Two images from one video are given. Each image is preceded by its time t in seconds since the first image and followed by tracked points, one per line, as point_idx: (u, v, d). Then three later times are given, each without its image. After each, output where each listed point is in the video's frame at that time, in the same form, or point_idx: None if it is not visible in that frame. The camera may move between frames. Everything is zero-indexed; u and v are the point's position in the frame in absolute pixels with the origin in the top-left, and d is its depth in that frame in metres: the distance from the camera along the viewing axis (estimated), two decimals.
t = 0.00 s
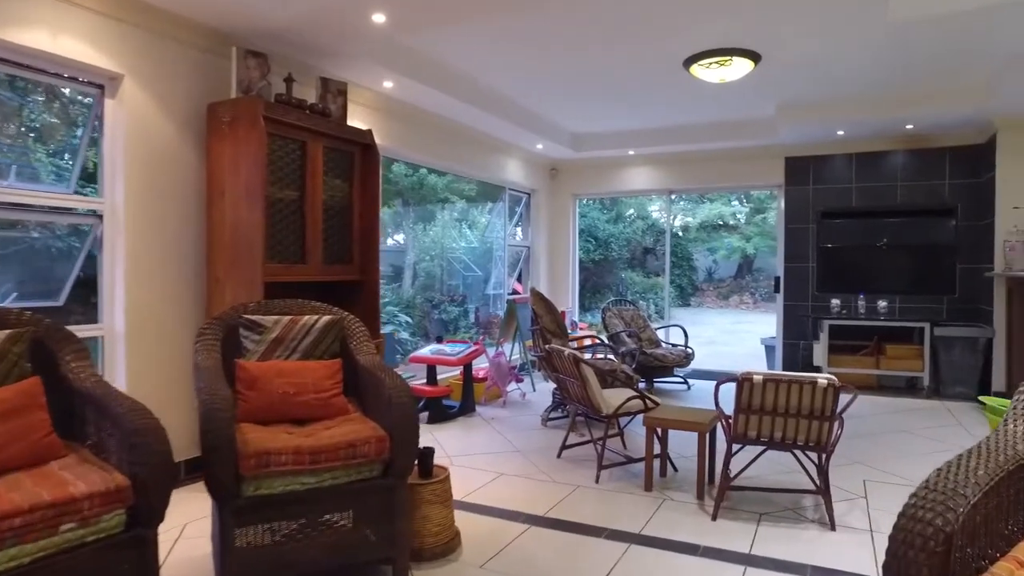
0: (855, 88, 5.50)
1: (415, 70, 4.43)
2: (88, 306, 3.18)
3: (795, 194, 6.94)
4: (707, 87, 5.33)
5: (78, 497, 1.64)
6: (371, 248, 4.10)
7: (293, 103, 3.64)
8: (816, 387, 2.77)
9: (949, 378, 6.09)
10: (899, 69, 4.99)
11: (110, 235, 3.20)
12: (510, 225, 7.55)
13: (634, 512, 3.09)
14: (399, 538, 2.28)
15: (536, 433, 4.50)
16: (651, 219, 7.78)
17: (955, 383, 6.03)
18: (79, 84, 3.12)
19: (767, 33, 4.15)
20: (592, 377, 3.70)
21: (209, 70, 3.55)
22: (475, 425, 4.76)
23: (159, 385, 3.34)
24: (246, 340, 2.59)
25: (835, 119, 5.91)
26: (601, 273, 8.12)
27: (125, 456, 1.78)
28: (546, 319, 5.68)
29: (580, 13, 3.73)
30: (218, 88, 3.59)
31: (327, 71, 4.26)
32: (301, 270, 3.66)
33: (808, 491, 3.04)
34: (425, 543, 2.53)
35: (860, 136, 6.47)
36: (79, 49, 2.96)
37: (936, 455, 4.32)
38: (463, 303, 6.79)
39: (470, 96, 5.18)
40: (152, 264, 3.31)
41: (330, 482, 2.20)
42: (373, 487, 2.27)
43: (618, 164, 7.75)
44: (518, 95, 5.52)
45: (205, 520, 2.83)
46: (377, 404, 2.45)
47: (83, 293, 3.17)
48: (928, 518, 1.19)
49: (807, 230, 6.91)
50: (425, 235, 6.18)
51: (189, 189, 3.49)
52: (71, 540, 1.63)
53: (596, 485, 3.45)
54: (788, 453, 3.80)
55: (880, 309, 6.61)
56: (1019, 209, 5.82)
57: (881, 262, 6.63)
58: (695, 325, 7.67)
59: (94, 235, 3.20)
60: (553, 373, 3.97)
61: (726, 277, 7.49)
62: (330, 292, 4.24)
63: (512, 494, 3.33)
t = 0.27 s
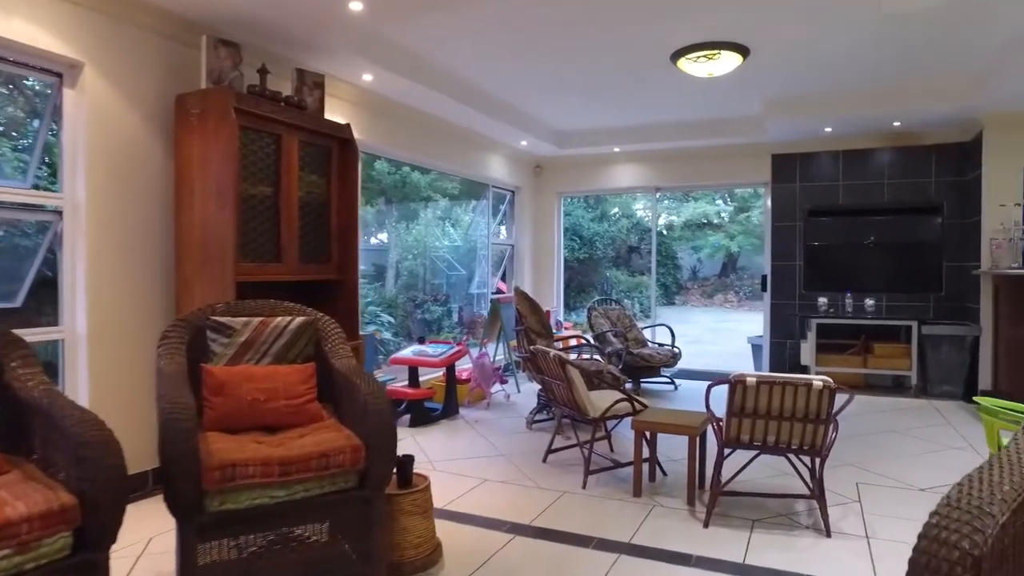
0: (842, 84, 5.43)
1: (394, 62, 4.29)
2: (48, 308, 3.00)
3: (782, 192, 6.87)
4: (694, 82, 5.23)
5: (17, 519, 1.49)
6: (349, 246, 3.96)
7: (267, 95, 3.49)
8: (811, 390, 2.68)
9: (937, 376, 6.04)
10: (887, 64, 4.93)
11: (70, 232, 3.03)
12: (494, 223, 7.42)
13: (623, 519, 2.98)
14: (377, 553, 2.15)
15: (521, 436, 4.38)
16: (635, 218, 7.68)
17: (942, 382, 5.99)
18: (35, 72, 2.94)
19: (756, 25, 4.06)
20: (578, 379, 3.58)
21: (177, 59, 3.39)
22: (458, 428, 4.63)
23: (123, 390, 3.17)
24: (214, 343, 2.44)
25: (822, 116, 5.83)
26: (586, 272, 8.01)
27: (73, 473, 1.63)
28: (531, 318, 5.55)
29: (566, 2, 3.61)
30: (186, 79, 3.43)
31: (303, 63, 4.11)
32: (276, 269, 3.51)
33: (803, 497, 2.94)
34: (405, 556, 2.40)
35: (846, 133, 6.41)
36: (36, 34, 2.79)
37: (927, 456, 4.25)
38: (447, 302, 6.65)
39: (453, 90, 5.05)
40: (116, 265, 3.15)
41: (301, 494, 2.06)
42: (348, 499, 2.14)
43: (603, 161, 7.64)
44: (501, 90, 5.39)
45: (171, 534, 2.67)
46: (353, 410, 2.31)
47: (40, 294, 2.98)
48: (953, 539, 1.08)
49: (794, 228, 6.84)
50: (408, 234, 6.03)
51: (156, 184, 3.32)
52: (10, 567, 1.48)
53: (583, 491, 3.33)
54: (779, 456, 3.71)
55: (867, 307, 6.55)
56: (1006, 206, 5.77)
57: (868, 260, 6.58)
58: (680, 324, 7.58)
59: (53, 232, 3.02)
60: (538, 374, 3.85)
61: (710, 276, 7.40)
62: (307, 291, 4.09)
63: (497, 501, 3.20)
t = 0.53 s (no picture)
0: (827, 80, 5.36)
1: (370, 55, 4.14)
2: None
3: (767, 190, 6.80)
4: (678, 77, 5.13)
5: None
6: (324, 245, 3.80)
7: (236, 86, 3.32)
8: (805, 394, 2.57)
9: (923, 376, 5.99)
10: (873, 60, 4.86)
11: (21, 229, 2.84)
12: (476, 221, 7.28)
13: (609, 528, 2.85)
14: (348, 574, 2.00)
15: (503, 440, 4.24)
16: (618, 217, 7.57)
17: (928, 381, 5.94)
18: None
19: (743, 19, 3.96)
20: (563, 382, 3.45)
21: (138, 48, 3.22)
22: (438, 433, 4.48)
23: (79, 397, 3.00)
24: (173, 348, 2.28)
25: (807, 113, 5.76)
26: (569, 272, 7.89)
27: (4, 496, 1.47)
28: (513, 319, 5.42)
29: None
30: (148, 68, 3.26)
31: (274, 54, 3.94)
32: (245, 269, 3.34)
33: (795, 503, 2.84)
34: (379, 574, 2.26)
35: (831, 130, 6.34)
36: None
37: (917, 458, 4.18)
38: (428, 303, 6.49)
39: (431, 84, 4.90)
40: (72, 262, 2.97)
41: (266, 512, 1.91)
42: (317, 517, 1.99)
43: (586, 159, 7.52)
44: (482, 84, 5.25)
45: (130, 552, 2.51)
46: (323, 420, 2.16)
47: None
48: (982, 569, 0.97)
49: (779, 227, 6.76)
50: (389, 233, 5.87)
51: (115, 179, 3.14)
52: None
53: (568, 499, 3.20)
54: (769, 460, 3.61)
55: (852, 307, 6.50)
56: (991, 204, 5.71)
57: (853, 259, 6.52)
58: (664, 324, 7.49)
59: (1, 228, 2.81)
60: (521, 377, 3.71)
61: (693, 275, 7.32)
62: (279, 292, 3.93)
63: (477, 511, 3.06)
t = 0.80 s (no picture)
0: (816, 77, 5.27)
1: (348, 47, 3.98)
2: None
3: (755, 189, 6.71)
4: (665, 73, 5.02)
5: None
6: (299, 244, 3.64)
7: (205, 78, 3.15)
8: (803, 400, 2.45)
9: (913, 377, 5.92)
10: (863, 57, 4.77)
11: None
12: (460, 220, 7.13)
13: (597, 540, 2.72)
14: None
15: (487, 446, 4.10)
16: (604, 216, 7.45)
17: (917, 382, 5.87)
18: None
19: (732, 13, 3.84)
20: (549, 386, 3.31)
21: (98, 35, 3.04)
22: (420, 438, 4.34)
23: (31, 406, 2.83)
24: (129, 355, 2.12)
25: (795, 111, 5.67)
26: (554, 271, 7.75)
27: None
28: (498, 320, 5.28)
29: None
30: (109, 58, 3.09)
31: (247, 45, 3.78)
32: (215, 271, 3.18)
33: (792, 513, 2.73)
34: None
35: (820, 128, 6.26)
36: None
37: (911, 461, 4.08)
38: (411, 303, 6.34)
39: (413, 78, 4.75)
40: (25, 262, 2.80)
41: (227, 535, 1.75)
42: (283, 539, 1.84)
43: (572, 157, 7.39)
44: (465, 79, 5.10)
45: None
46: (292, 433, 2.01)
47: None
48: None
49: (768, 225, 6.67)
50: (373, 232, 5.71)
51: (74, 174, 2.97)
52: None
53: (554, 509, 3.06)
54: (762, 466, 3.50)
55: (842, 306, 6.42)
56: (980, 203, 5.64)
57: (842, 258, 6.45)
58: (651, 324, 7.38)
59: None
60: (505, 381, 3.57)
61: (679, 274, 7.21)
62: (252, 293, 3.76)
63: (459, 523, 2.91)
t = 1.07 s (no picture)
0: (807, 74, 5.17)
1: (326, 39, 3.82)
2: None
3: (745, 187, 6.60)
4: (654, 69, 4.90)
5: None
6: (275, 244, 3.48)
7: (172, 68, 2.99)
8: (801, 407, 2.33)
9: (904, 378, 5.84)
10: (855, 54, 4.67)
11: None
12: (445, 219, 6.98)
13: (585, 554, 2.59)
14: None
15: (472, 453, 3.96)
16: (592, 215, 7.32)
17: (909, 383, 5.79)
18: None
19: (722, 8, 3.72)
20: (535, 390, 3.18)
21: (56, 24, 2.88)
22: (403, 445, 4.19)
23: None
24: (81, 363, 1.96)
25: (785, 108, 5.57)
26: (542, 271, 7.62)
27: None
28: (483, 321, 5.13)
29: None
30: (68, 47, 2.92)
31: (219, 36, 3.61)
32: (184, 272, 3.02)
33: (789, 524, 2.60)
34: None
35: (811, 125, 6.16)
36: None
37: (906, 466, 3.98)
38: (396, 303, 6.18)
39: (395, 73, 4.60)
40: None
41: (183, 561, 1.61)
42: (245, 563, 1.70)
43: (560, 155, 7.26)
44: (449, 74, 4.96)
45: None
46: (257, 447, 1.86)
47: None
48: None
49: (758, 224, 6.57)
50: (358, 231, 5.55)
51: (29, 169, 2.80)
52: None
53: (540, 520, 2.93)
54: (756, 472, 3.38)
55: (833, 306, 6.34)
56: (972, 201, 5.56)
57: (833, 257, 6.36)
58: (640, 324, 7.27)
59: None
60: (489, 385, 3.43)
61: (667, 274, 7.09)
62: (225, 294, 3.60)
63: (440, 537, 2.76)
